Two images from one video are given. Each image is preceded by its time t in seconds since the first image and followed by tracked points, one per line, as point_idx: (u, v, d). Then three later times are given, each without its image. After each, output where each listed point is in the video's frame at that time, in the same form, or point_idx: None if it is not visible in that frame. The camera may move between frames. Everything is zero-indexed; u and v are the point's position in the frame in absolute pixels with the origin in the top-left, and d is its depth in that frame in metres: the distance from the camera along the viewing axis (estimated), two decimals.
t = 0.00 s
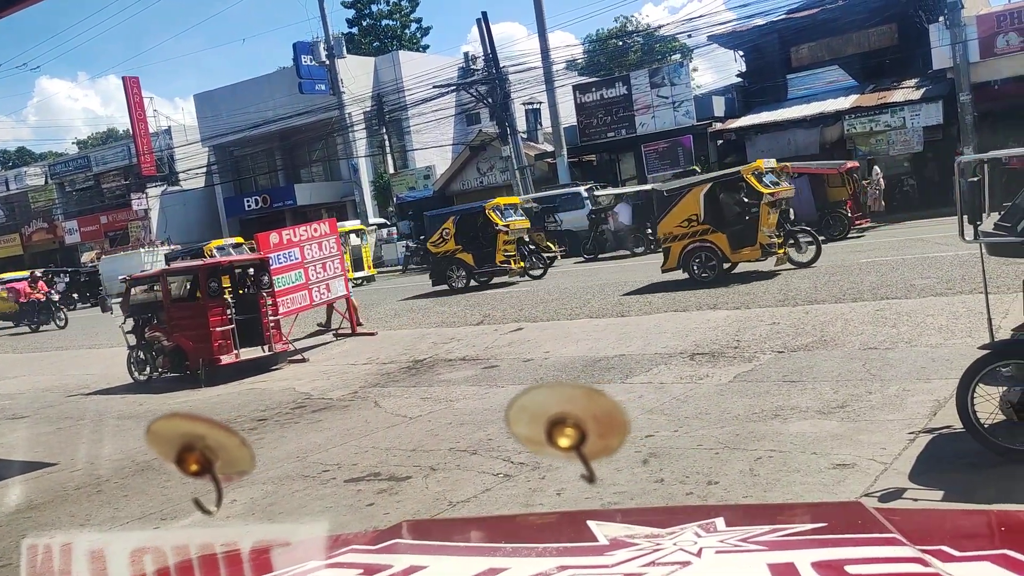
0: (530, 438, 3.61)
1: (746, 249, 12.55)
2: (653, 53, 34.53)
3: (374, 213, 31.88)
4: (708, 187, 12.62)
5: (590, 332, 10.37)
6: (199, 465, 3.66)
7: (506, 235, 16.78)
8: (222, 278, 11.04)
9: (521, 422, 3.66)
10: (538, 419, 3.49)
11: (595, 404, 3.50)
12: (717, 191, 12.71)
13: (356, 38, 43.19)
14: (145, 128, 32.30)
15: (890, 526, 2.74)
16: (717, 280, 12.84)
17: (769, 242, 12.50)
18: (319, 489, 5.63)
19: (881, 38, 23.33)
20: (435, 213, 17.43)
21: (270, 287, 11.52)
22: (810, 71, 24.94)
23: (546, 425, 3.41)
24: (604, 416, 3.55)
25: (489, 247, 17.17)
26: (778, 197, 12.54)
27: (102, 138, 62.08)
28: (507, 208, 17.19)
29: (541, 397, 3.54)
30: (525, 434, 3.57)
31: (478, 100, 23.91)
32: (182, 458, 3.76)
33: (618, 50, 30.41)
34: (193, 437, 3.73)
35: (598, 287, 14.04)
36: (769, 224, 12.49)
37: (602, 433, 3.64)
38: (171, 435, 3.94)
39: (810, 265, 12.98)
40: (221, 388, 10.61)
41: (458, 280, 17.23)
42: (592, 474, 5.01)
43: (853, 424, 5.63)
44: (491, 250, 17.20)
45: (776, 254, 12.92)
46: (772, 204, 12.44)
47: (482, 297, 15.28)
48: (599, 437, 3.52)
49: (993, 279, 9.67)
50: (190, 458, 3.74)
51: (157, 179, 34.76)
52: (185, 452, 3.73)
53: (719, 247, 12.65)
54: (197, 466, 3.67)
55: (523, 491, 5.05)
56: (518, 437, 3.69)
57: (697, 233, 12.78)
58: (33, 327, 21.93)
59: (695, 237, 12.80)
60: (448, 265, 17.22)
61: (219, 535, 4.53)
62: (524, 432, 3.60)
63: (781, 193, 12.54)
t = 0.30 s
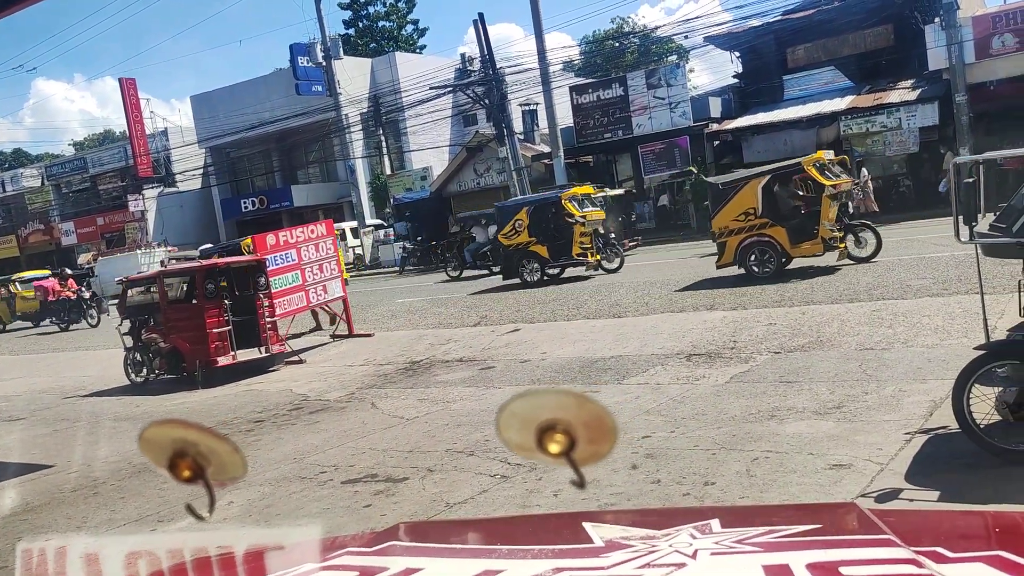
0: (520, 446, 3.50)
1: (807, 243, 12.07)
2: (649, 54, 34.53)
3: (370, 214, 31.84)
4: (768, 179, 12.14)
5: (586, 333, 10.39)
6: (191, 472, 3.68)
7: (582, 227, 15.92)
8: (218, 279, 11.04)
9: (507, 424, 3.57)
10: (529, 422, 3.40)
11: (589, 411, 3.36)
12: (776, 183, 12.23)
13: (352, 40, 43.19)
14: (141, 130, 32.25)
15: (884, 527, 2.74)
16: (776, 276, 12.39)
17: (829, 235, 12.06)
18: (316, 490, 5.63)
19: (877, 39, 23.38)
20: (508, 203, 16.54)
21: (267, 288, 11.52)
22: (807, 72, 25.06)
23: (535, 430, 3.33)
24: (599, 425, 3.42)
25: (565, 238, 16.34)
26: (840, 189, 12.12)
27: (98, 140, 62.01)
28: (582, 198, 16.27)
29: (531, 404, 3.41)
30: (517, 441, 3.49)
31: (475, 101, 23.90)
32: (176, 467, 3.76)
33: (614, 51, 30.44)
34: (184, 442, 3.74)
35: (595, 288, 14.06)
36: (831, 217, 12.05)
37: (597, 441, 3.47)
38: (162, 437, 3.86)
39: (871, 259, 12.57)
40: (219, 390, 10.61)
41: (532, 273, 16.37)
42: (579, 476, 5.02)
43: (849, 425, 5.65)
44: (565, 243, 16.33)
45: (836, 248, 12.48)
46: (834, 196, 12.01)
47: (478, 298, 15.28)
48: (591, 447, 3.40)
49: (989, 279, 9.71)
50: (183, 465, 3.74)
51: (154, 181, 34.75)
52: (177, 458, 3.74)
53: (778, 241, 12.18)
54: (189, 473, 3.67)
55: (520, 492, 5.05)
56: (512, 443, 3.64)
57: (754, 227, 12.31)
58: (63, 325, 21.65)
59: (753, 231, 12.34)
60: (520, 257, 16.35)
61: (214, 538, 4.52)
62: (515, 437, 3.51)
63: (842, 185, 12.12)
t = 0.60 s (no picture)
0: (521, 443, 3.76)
1: (874, 238, 11.61)
2: (645, 56, 34.60)
3: (367, 217, 31.82)
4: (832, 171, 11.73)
5: (584, 335, 10.39)
6: (186, 475, 3.81)
7: (671, 218, 14.80)
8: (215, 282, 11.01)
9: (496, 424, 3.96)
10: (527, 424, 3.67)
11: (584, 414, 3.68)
12: (840, 175, 11.81)
13: (349, 42, 43.21)
14: (137, 132, 32.21)
15: (879, 529, 2.75)
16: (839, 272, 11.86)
17: (897, 229, 11.61)
18: (313, 492, 5.61)
19: (872, 41, 23.45)
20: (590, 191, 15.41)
21: (264, 291, 11.48)
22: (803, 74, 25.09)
23: (535, 432, 3.59)
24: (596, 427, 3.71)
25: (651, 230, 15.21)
26: (908, 182, 11.66)
27: (94, 142, 61.99)
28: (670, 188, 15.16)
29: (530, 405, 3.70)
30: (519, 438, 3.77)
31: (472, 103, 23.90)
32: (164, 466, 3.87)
33: (611, 53, 30.49)
34: (179, 445, 3.79)
35: (592, 290, 14.08)
36: (898, 211, 11.60)
37: (591, 441, 3.87)
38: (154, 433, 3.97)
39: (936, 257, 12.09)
40: (216, 392, 10.58)
41: (614, 267, 15.14)
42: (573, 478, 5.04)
43: (845, 425, 5.66)
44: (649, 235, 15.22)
45: (903, 245, 11.99)
46: (902, 189, 11.57)
47: (476, 300, 15.30)
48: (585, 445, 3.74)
49: (986, 279, 9.73)
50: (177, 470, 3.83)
51: (149, 182, 35.30)
52: (169, 458, 3.83)
53: (842, 235, 11.69)
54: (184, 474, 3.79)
55: (518, 493, 5.04)
56: (512, 437, 3.95)
57: (817, 221, 11.84)
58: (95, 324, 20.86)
59: (815, 225, 11.87)
60: (602, 249, 15.16)
61: (209, 541, 4.50)
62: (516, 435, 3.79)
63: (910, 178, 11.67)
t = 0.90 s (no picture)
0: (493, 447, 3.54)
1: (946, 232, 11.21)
2: (642, 58, 34.62)
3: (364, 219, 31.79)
4: (900, 163, 11.27)
5: (581, 337, 10.37)
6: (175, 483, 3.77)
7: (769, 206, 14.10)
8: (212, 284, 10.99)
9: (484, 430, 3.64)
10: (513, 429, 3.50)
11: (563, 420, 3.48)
12: (908, 168, 11.33)
13: (346, 44, 43.20)
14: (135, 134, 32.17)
15: (875, 531, 2.76)
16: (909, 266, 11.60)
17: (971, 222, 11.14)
18: (310, 495, 5.60)
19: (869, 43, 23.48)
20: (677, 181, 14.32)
21: (261, 292, 11.45)
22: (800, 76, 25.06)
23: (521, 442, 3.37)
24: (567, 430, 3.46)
25: (746, 217, 14.40)
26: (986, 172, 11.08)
27: (91, 144, 61.93)
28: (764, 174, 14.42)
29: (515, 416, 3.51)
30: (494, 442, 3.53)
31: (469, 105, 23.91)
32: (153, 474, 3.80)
33: (608, 54, 30.51)
34: (167, 452, 3.82)
35: (589, 292, 14.07)
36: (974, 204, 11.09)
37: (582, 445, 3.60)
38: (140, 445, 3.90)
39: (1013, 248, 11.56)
40: (213, 395, 10.57)
41: (707, 259, 14.38)
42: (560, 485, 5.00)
43: (842, 427, 5.66)
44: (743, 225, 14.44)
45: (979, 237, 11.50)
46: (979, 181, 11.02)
47: (474, 302, 15.29)
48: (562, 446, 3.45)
49: (983, 280, 9.73)
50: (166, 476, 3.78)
51: (147, 186, 34.95)
52: (156, 468, 3.80)
53: (910, 230, 11.39)
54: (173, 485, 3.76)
55: (515, 496, 5.03)
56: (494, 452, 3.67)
57: (884, 216, 11.52)
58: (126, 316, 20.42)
59: (883, 219, 11.55)
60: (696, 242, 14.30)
61: (203, 546, 4.48)
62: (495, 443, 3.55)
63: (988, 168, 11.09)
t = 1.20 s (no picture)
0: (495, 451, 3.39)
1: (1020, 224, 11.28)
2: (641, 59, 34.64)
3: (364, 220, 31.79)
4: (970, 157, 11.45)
5: (580, 338, 10.36)
6: (170, 483, 3.70)
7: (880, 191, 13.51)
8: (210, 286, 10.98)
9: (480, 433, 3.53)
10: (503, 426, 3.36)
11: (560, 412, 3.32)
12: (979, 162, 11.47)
13: (344, 46, 43.19)
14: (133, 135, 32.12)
15: (871, 532, 2.76)
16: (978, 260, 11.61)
17: None
18: (309, 497, 5.59)
19: (867, 44, 23.50)
20: (783, 167, 13.86)
21: (259, 294, 11.44)
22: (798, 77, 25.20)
23: (518, 438, 3.29)
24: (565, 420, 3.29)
25: (850, 206, 13.82)
26: None
27: (90, 146, 61.97)
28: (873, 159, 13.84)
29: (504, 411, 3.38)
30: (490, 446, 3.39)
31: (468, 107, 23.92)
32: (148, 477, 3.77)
33: (607, 55, 30.51)
34: (163, 453, 3.70)
35: (587, 293, 14.05)
36: None
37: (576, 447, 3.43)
38: (129, 448, 3.83)
39: None
40: (211, 397, 10.55)
41: (813, 249, 13.80)
42: (554, 485, 5.01)
43: (841, 428, 5.65)
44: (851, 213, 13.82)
45: None
46: None
47: (472, 304, 15.28)
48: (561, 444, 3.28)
49: (982, 282, 9.73)
50: (160, 476, 3.73)
51: (145, 187, 34.94)
52: (152, 470, 3.74)
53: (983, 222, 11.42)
54: (169, 486, 3.70)
55: (513, 497, 5.03)
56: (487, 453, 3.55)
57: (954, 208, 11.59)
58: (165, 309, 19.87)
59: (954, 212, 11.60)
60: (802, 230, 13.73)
61: (199, 548, 4.47)
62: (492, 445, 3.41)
63: None
